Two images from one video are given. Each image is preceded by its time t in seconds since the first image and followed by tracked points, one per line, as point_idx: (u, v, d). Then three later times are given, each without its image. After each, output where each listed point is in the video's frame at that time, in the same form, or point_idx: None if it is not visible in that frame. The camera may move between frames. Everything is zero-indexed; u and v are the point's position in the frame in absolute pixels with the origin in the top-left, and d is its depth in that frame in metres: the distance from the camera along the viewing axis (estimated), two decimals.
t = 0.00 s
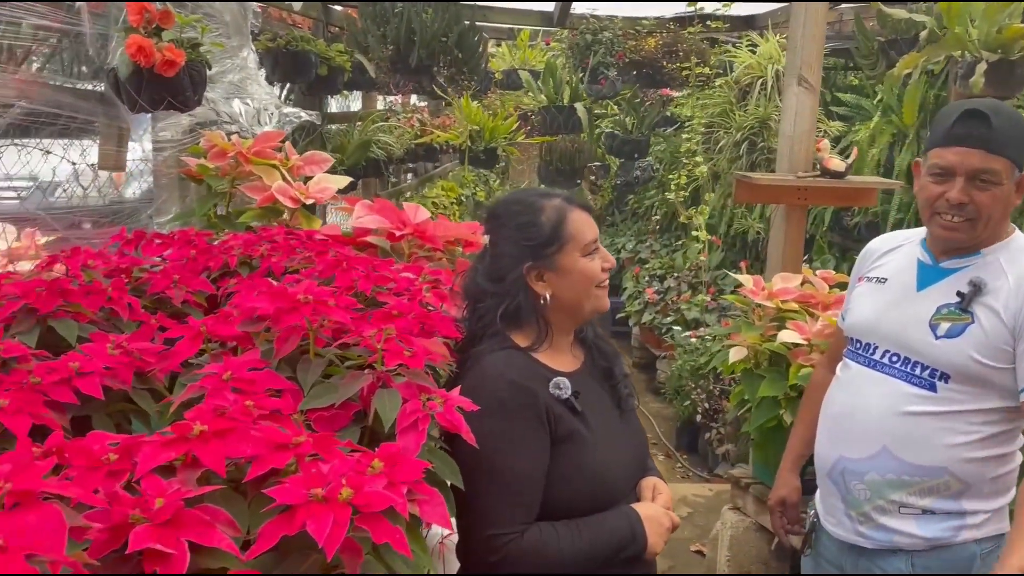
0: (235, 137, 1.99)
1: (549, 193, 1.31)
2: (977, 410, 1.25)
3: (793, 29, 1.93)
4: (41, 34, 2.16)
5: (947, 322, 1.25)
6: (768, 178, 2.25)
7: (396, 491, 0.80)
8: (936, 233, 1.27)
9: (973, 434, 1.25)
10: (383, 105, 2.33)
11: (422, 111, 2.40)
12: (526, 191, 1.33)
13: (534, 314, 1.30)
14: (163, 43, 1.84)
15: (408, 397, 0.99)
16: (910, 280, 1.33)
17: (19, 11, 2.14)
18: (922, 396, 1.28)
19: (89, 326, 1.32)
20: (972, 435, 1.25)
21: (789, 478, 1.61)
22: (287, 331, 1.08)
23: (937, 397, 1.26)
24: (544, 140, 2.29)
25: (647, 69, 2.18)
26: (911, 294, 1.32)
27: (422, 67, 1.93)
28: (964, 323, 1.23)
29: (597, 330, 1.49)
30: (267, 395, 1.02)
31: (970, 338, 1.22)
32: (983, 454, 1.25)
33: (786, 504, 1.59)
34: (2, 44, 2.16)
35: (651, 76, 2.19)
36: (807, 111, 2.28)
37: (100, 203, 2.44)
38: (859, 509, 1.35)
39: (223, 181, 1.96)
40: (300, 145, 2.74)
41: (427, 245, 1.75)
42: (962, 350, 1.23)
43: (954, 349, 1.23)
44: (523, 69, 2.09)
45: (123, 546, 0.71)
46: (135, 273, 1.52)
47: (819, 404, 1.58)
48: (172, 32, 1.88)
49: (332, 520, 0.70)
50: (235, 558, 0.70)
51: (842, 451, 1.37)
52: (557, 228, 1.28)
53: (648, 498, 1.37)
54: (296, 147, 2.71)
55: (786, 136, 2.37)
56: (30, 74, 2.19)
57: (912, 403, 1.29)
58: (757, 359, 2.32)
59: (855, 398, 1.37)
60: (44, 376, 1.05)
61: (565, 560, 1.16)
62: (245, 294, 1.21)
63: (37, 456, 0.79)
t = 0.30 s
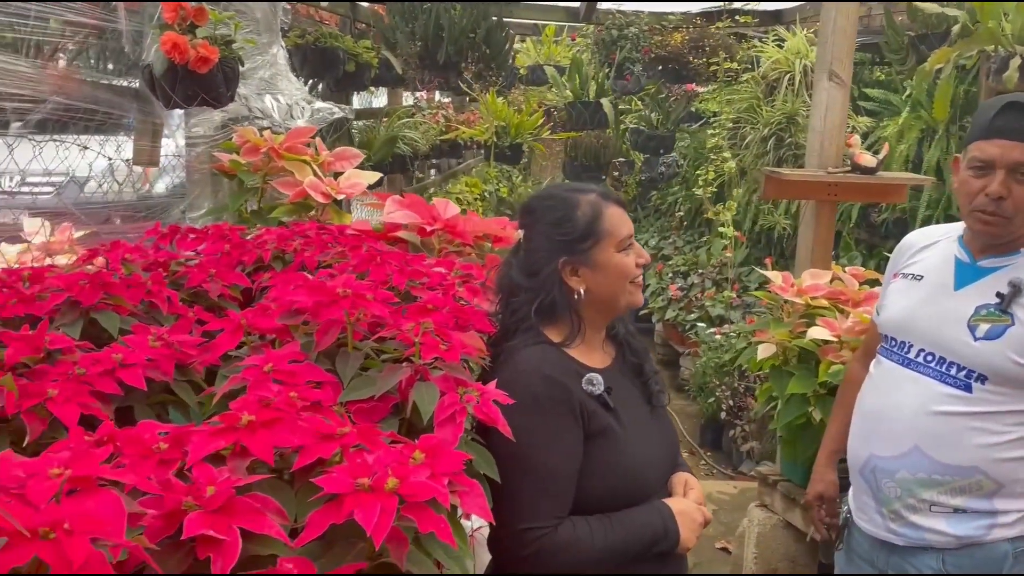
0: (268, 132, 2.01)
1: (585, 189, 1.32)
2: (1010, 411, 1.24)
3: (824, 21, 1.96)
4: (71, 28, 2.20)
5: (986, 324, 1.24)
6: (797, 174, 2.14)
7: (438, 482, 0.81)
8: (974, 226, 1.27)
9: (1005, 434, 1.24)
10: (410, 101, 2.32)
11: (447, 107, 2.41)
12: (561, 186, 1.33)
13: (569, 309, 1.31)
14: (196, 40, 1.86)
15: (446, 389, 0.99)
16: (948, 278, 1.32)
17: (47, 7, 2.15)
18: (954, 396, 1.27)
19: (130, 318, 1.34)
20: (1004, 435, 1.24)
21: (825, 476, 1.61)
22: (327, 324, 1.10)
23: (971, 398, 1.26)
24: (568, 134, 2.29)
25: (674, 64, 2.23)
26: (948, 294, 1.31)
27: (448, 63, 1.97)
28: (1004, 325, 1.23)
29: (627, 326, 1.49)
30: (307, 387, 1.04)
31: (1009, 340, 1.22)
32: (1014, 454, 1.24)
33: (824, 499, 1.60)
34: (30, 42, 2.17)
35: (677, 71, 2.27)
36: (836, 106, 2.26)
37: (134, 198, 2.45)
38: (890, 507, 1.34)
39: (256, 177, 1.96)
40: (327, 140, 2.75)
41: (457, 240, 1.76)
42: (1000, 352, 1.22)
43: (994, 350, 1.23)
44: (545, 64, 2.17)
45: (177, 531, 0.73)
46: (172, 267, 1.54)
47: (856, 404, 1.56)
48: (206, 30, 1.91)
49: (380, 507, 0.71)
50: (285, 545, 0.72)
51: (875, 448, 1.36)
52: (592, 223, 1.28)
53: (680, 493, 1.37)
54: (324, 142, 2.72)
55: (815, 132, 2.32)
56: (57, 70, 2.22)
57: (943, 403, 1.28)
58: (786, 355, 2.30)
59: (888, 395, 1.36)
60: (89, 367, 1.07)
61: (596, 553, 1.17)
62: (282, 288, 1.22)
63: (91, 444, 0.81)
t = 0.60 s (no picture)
0: (289, 128, 2.02)
1: (608, 183, 1.32)
2: None
3: (844, 15, 1.94)
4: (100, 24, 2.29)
5: (1020, 320, 1.24)
6: (817, 169, 2.11)
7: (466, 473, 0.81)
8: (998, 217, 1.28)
9: None
10: (428, 98, 2.33)
11: (465, 104, 2.42)
12: (583, 180, 1.33)
13: (590, 303, 1.31)
14: (220, 36, 1.89)
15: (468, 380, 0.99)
16: (976, 274, 1.31)
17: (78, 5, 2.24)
18: (989, 393, 1.26)
19: (156, 311, 1.35)
20: None
21: (835, 467, 1.59)
22: (351, 316, 1.11)
23: (1005, 394, 1.25)
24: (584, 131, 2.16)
25: (692, 60, 2.28)
26: (977, 289, 1.30)
27: (466, 60, 1.87)
28: None
29: (647, 321, 1.49)
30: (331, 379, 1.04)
31: None
32: None
33: (831, 488, 1.58)
34: (50, 38, 2.17)
35: (694, 67, 2.30)
36: (857, 103, 2.20)
37: (156, 194, 2.45)
38: (919, 505, 1.33)
39: (276, 173, 1.99)
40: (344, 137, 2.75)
41: (476, 236, 1.77)
42: None
43: None
44: (563, 60, 2.07)
45: (209, 517, 0.74)
46: (196, 261, 1.56)
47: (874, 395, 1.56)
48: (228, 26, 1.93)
49: (409, 496, 0.72)
50: (314, 530, 0.73)
51: (905, 447, 1.35)
52: (615, 217, 1.28)
53: (702, 487, 1.37)
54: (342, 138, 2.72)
55: (836, 129, 2.26)
56: (79, 66, 2.23)
57: (975, 399, 1.27)
58: (805, 352, 2.26)
59: (915, 392, 1.35)
60: (117, 358, 1.08)
61: (617, 545, 1.18)
62: (306, 282, 1.23)
63: (124, 431, 0.82)
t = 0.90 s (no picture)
0: (300, 127, 2.03)
1: (620, 181, 1.32)
2: None
3: (854, 13, 1.93)
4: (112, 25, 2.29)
5: None
6: (827, 167, 2.11)
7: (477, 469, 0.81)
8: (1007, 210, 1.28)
9: None
10: (437, 97, 2.33)
11: (473, 103, 2.41)
12: (594, 178, 1.33)
13: (601, 301, 1.32)
14: (230, 37, 1.90)
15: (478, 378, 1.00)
16: (990, 272, 1.31)
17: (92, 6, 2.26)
18: (1002, 389, 1.25)
19: (168, 309, 1.36)
20: None
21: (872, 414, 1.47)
22: (361, 315, 1.12)
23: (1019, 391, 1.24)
24: (594, 130, 2.29)
25: (701, 59, 2.19)
26: (991, 287, 1.30)
27: (477, 59, 1.92)
28: None
29: (657, 319, 1.49)
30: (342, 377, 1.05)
31: None
32: None
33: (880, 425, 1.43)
34: (63, 38, 2.20)
35: (704, 66, 2.25)
36: (868, 102, 2.20)
37: (167, 194, 2.46)
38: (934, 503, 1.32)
39: (287, 172, 1.99)
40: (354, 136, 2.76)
41: (485, 234, 1.77)
42: None
43: None
44: (571, 60, 1.98)
45: (222, 513, 0.75)
46: (207, 260, 1.57)
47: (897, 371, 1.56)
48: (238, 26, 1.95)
49: (418, 492, 0.72)
50: (323, 527, 0.74)
51: (919, 444, 1.35)
52: (627, 215, 1.28)
53: (712, 485, 1.37)
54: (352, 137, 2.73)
55: (846, 127, 2.26)
56: (90, 67, 2.25)
57: (990, 397, 1.26)
58: (815, 351, 2.28)
59: (928, 391, 1.35)
60: (130, 356, 1.09)
61: (630, 542, 1.18)
62: (317, 280, 1.24)
63: (138, 428, 0.83)
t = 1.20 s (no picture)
0: (300, 131, 2.04)
1: (619, 186, 1.32)
2: None
3: (854, 16, 1.93)
4: (110, 28, 2.29)
5: None
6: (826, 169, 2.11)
7: (472, 473, 0.82)
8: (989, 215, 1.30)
9: None
10: (439, 100, 2.33)
11: (475, 105, 2.41)
12: (593, 183, 1.34)
13: (601, 305, 1.32)
14: (231, 41, 1.90)
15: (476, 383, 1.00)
16: (990, 274, 1.31)
17: (91, 9, 2.26)
18: (997, 390, 1.26)
19: (167, 313, 1.37)
20: None
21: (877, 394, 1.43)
22: (359, 319, 1.12)
23: (1014, 393, 1.24)
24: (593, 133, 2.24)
25: (701, 60, 2.19)
26: (990, 289, 1.30)
27: (477, 62, 1.89)
28: None
29: (657, 322, 1.49)
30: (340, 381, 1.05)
31: None
32: None
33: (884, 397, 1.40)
34: (65, 43, 2.21)
35: (706, 69, 2.27)
36: (867, 103, 2.21)
37: (168, 197, 2.48)
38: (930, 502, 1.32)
39: (288, 175, 1.99)
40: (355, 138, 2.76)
41: (485, 238, 1.77)
42: None
43: None
44: (573, 61, 2.07)
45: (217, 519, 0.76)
46: (207, 264, 1.57)
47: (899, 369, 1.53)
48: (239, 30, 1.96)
49: (413, 498, 0.73)
50: (319, 533, 0.74)
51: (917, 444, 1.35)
52: (627, 219, 1.29)
53: (711, 488, 1.37)
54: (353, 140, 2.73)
55: (845, 128, 2.28)
56: (93, 70, 2.25)
57: (986, 398, 1.27)
58: (815, 352, 2.27)
59: (927, 392, 1.35)
60: (128, 361, 1.09)
61: (629, 545, 1.18)
62: (316, 284, 1.25)
63: (135, 434, 0.83)
